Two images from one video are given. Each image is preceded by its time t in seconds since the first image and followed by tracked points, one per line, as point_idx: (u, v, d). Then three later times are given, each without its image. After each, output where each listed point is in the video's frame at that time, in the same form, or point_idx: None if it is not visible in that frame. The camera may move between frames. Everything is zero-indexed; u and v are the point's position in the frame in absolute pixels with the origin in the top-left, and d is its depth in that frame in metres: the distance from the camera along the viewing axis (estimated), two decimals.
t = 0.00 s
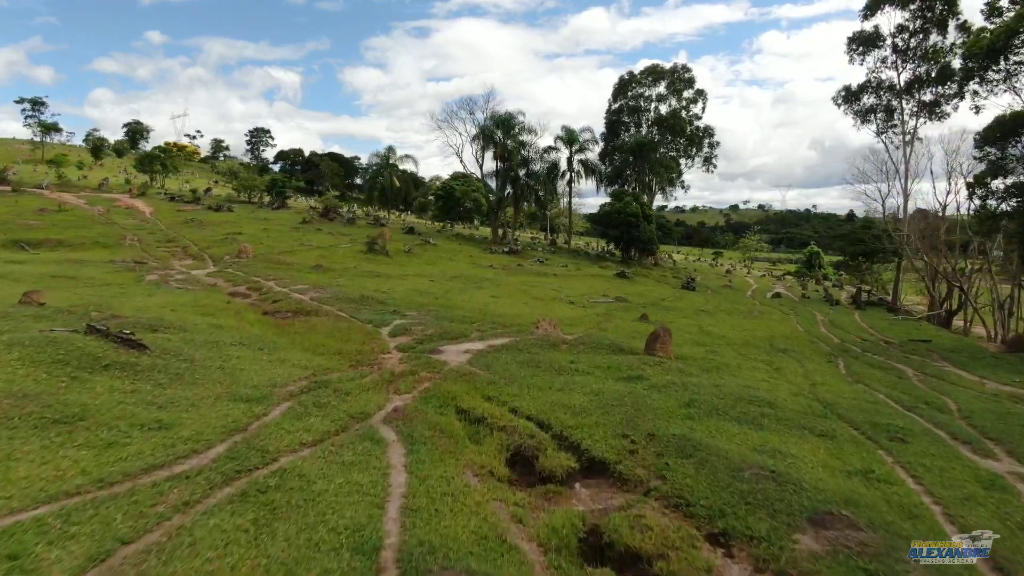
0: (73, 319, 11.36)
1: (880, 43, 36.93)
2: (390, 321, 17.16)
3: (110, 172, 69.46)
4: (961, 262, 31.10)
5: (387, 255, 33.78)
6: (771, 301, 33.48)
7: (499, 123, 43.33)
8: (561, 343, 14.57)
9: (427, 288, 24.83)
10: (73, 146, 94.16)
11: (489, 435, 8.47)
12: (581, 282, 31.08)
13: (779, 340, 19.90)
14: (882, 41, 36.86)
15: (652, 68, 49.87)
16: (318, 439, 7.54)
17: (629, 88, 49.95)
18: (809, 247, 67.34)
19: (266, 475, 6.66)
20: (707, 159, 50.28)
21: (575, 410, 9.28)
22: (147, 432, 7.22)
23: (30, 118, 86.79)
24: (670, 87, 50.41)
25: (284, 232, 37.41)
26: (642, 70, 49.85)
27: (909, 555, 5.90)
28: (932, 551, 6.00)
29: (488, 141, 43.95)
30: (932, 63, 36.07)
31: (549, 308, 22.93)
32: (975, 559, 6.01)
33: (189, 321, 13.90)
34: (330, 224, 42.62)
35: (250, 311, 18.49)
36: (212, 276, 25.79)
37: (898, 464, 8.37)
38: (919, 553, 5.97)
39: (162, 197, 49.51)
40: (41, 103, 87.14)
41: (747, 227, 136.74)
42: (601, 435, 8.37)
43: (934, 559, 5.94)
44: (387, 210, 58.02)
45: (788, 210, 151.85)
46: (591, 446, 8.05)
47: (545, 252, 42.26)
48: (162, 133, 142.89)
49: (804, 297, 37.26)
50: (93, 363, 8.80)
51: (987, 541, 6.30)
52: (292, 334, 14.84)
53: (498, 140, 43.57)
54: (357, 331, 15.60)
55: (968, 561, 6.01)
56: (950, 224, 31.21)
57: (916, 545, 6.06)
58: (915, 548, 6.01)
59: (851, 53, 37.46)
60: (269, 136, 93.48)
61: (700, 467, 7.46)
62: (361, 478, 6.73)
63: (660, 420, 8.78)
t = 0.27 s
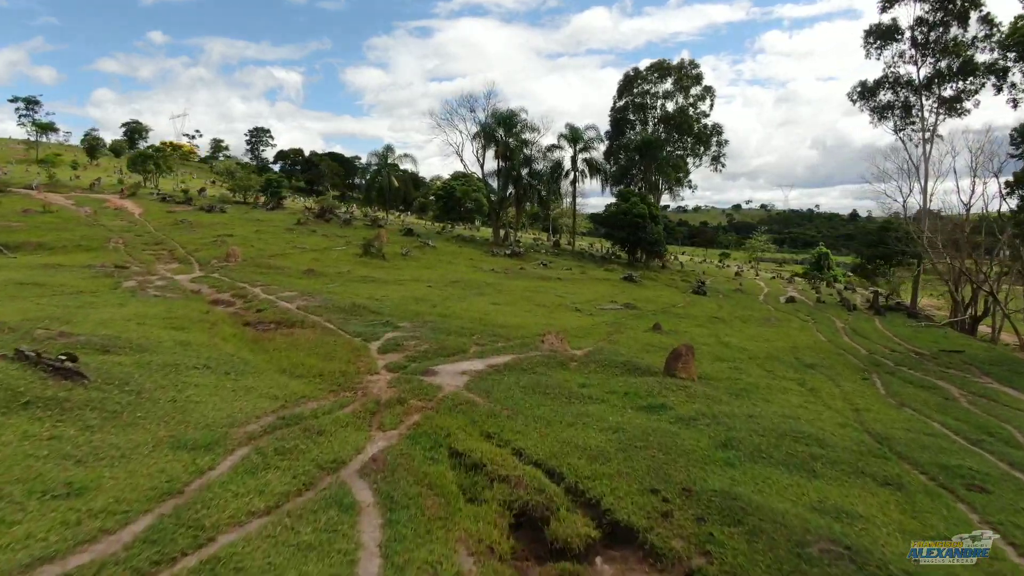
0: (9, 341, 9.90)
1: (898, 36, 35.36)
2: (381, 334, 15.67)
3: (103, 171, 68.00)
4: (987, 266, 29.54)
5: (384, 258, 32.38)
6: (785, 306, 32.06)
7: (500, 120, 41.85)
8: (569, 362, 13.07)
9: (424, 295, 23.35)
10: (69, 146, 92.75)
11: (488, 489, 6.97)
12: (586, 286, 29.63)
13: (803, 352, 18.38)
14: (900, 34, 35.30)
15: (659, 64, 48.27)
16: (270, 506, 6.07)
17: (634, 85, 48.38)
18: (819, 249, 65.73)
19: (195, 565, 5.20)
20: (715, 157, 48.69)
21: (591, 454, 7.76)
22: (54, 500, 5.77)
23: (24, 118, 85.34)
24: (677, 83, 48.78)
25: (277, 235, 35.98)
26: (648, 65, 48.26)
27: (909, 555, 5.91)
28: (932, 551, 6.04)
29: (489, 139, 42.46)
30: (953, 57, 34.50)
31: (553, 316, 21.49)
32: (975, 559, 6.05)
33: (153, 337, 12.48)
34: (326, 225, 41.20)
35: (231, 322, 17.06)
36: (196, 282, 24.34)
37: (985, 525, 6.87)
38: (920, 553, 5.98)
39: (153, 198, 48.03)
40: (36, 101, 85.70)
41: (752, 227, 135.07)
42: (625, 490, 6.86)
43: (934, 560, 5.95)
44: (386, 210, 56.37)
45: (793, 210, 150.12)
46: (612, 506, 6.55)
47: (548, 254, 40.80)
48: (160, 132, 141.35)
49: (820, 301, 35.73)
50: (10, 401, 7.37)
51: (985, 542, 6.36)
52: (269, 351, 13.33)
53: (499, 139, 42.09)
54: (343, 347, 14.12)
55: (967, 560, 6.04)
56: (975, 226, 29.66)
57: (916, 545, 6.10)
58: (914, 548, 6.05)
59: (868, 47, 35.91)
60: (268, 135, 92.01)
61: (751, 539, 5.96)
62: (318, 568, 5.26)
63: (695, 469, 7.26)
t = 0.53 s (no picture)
0: None
1: (921, 29, 33.79)
2: (372, 350, 14.21)
3: (98, 171, 66.69)
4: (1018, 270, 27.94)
5: (382, 261, 30.97)
6: (802, 311, 30.61)
7: (504, 118, 40.36)
8: (581, 385, 11.58)
9: (423, 303, 21.89)
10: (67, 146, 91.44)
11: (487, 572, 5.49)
12: (594, 292, 28.18)
13: (833, 367, 16.88)
14: (923, 27, 33.73)
15: (668, 60, 46.71)
16: None
17: (642, 81, 46.86)
18: (830, 250, 64.04)
19: None
20: (726, 156, 47.12)
21: (616, 518, 6.25)
22: None
23: (20, 118, 83.99)
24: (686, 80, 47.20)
25: (271, 237, 34.56)
26: (657, 62, 46.72)
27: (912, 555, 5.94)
28: (932, 551, 6.06)
29: (492, 138, 40.99)
30: (978, 50, 32.91)
31: (560, 325, 20.05)
32: (975, 560, 6.05)
33: (111, 357, 11.08)
34: (323, 227, 39.89)
35: (210, 334, 15.67)
36: (180, 289, 22.92)
37: None
38: (920, 554, 6.01)
39: (145, 198, 46.64)
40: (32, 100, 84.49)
41: (759, 227, 133.30)
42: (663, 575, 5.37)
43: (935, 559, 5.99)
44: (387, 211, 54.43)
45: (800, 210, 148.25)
46: None
47: (554, 257, 39.32)
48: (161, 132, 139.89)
49: (838, 306, 34.14)
50: None
51: (989, 543, 6.30)
52: (244, 373, 11.87)
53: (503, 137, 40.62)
54: (328, 366, 12.66)
55: (967, 561, 6.03)
56: (1005, 228, 28.08)
57: (917, 546, 6.11)
58: (915, 548, 6.06)
59: (889, 41, 34.34)
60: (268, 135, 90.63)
61: None
62: None
63: (750, 544, 5.76)
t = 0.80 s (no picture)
0: None
1: (947, 21, 32.20)
2: (362, 369, 12.79)
3: (96, 172, 65.49)
4: None
5: (382, 265, 29.60)
6: (823, 317, 29.15)
7: (509, 116, 38.93)
8: (596, 414, 10.14)
9: (422, 311, 20.47)
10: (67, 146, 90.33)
11: None
12: (604, 298, 26.75)
13: (870, 384, 15.40)
14: (949, 18, 32.14)
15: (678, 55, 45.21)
16: None
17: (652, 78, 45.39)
18: (844, 252, 62.39)
19: None
20: (739, 155, 45.59)
21: None
22: None
23: (19, 118, 82.88)
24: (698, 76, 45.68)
25: (267, 240, 33.22)
26: (667, 57, 45.23)
27: (911, 557, 5.81)
28: (931, 551, 5.94)
29: (497, 136, 39.56)
30: (1007, 43, 31.31)
31: (569, 335, 18.63)
32: (976, 560, 5.85)
33: (58, 382, 9.67)
34: (322, 228, 38.56)
35: (187, 349, 14.31)
36: (165, 296, 21.56)
37: None
38: (920, 554, 5.90)
39: (140, 200, 45.33)
40: (32, 99, 83.42)
41: (768, 228, 131.51)
42: None
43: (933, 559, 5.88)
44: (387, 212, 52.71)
45: (809, 210, 146.37)
46: None
47: (561, 259, 37.84)
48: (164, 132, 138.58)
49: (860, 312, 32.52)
50: None
51: (991, 543, 6.13)
52: (212, 399, 10.43)
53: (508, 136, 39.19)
54: (310, 388, 11.23)
55: (969, 561, 5.85)
56: None
57: (916, 546, 6.01)
58: (913, 548, 5.96)
59: (913, 33, 32.76)
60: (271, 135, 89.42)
61: None
62: None
63: None
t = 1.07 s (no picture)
0: None
1: (977, 12, 30.62)
2: (351, 391, 11.40)
3: (96, 172, 64.39)
4: None
5: (383, 269, 28.22)
6: (847, 324, 27.65)
7: (517, 113, 37.54)
8: (617, 450, 8.72)
9: (423, 320, 19.08)
10: (70, 146, 89.37)
11: None
12: (617, 304, 25.31)
13: (915, 405, 13.96)
14: (979, 9, 30.56)
15: (691, 50, 43.69)
16: None
17: (664, 74, 43.88)
18: (860, 254, 60.76)
19: None
20: (754, 154, 44.01)
21: None
22: None
23: (20, 118, 81.91)
24: (711, 72, 44.14)
25: (264, 243, 31.88)
26: (679, 53, 43.72)
27: (910, 556, 6.17)
28: (932, 552, 6.40)
29: (504, 134, 38.16)
30: None
31: (581, 348, 17.20)
32: (973, 560, 6.35)
33: None
34: (323, 230, 37.23)
35: (160, 366, 12.95)
36: (149, 304, 20.22)
37: None
38: (919, 552, 6.27)
39: (137, 201, 44.06)
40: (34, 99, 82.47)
41: (778, 228, 129.70)
42: None
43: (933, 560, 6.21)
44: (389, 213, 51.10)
45: (820, 211, 144.49)
46: None
47: (570, 262, 36.40)
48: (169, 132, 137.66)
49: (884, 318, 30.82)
50: None
51: (987, 544, 6.68)
52: (173, 431, 9.02)
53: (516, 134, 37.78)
54: (289, 416, 9.84)
55: (966, 561, 6.34)
56: None
57: (918, 546, 6.47)
58: (916, 549, 6.42)
59: (941, 25, 31.20)
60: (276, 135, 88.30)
61: None
62: None
63: None
